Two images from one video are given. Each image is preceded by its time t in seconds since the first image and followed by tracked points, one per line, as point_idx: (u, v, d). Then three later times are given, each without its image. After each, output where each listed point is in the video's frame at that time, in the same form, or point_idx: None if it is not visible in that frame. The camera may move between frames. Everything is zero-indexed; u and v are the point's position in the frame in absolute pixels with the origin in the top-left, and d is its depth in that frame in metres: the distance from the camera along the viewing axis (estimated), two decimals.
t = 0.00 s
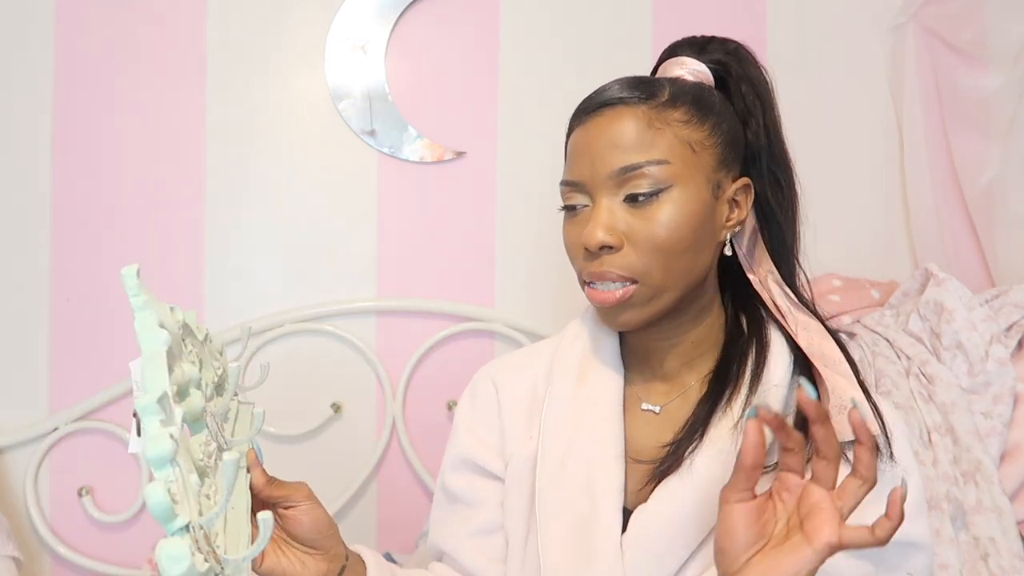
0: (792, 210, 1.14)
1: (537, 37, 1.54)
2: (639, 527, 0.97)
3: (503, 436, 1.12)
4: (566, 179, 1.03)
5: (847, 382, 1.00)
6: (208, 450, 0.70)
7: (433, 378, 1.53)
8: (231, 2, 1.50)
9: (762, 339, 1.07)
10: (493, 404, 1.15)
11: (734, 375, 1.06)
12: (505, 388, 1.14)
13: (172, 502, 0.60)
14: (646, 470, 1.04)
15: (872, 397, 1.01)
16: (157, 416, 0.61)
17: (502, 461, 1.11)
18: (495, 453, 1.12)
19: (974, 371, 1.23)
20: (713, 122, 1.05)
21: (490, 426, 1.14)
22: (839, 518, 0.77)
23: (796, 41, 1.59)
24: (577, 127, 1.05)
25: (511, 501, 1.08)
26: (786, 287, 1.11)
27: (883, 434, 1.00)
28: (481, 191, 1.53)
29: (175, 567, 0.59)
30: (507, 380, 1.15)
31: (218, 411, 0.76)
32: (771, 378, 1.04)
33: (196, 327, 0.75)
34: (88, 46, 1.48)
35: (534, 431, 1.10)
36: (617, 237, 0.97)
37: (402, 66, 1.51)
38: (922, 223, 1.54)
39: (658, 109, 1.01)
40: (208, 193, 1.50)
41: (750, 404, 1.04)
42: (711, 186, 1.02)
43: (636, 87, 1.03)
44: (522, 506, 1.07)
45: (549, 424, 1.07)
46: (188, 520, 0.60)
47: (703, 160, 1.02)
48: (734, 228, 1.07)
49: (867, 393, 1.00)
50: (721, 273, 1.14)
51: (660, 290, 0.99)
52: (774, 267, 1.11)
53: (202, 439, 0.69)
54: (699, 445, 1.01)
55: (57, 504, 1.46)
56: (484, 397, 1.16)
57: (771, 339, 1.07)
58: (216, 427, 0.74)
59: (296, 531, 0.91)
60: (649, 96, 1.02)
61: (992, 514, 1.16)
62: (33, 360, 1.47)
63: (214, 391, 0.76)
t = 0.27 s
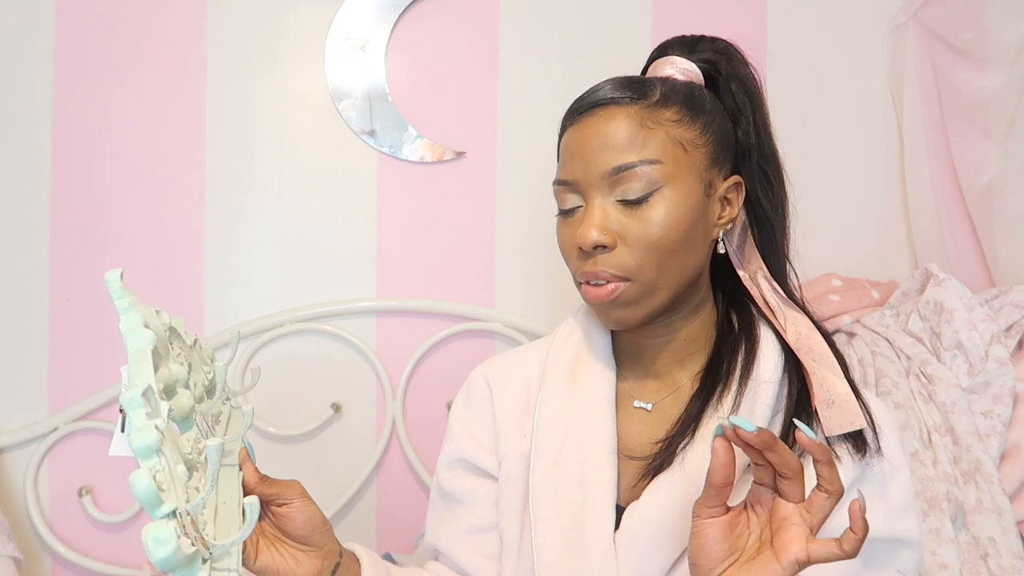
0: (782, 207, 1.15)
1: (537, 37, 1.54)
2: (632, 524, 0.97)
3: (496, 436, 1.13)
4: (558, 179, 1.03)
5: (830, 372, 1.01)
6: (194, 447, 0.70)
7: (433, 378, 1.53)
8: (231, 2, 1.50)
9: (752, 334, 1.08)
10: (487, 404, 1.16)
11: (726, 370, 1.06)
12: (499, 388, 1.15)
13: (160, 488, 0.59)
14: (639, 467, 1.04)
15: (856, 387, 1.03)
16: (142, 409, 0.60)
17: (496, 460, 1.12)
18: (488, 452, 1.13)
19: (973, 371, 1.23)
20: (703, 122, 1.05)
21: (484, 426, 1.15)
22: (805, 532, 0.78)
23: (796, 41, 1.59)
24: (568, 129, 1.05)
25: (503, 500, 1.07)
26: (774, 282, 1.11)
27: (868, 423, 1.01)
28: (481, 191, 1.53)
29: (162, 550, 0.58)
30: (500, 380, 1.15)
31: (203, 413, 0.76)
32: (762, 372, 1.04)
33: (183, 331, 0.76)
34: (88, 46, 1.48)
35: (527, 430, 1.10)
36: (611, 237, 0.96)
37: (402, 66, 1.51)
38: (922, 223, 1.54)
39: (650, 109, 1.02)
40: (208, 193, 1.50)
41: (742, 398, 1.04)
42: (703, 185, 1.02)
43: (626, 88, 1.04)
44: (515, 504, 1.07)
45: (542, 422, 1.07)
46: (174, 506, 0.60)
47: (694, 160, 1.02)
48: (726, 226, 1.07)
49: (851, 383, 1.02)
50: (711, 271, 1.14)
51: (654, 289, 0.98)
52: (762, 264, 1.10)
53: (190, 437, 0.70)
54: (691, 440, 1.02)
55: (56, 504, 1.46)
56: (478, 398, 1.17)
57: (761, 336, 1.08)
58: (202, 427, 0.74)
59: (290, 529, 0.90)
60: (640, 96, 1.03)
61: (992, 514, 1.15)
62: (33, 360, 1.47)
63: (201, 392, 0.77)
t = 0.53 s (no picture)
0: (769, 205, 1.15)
1: (537, 37, 1.54)
2: (626, 521, 0.97)
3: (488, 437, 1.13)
4: (548, 179, 1.03)
5: (819, 365, 1.02)
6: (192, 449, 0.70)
7: (433, 378, 1.53)
8: (231, 2, 1.50)
9: (742, 330, 1.08)
10: (478, 405, 1.16)
11: (716, 367, 1.06)
12: (490, 389, 1.15)
13: (160, 489, 0.59)
14: (632, 464, 1.04)
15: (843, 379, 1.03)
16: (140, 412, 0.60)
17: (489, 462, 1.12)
18: (482, 454, 1.13)
19: (973, 371, 1.23)
20: (690, 121, 1.05)
21: (476, 427, 1.15)
22: (803, 525, 0.78)
23: (796, 41, 1.59)
24: (557, 129, 1.05)
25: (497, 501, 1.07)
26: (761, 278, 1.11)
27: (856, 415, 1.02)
28: (481, 191, 1.53)
29: (165, 550, 0.58)
30: (491, 382, 1.15)
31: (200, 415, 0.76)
32: (751, 367, 1.04)
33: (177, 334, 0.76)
34: (88, 47, 1.48)
35: (519, 430, 1.10)
36: (602, 236, 0.96)
37: (402, 67, 1.51)
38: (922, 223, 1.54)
39: (638, 109, 1.02)
40: (208, 193, 1.50)
41: (733, 394, 1.04)
42: (692, 184, 1.02)
43: (614, 88, 1.04)
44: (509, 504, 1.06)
45: (534, 422, 1.07)
46: (175, 507, 0.60)
47: (683, 159, 1.02)
48: (714, 224, 1.06)
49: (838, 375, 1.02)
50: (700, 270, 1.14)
51: (644, 288, 0.99)
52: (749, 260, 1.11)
53: (187, 439, 0.70)
54: (684, 437, 1.02)
55: (56, 504, 1.46)
56: (469, 400, 1.17)
57: (749, 333, 1.08)
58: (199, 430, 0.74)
59: (288, 533, 0.91)
60: (627, 96, 1.03)
61: (992, 514, 1.16)
62: (33, 360, 1.47)
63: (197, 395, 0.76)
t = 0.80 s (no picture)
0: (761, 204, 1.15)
1: (537, 37, 1.54)
2: (620, 521, 0.97)
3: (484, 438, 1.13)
4: (538, 181, 1.03)
5: (811, 363, 1.02)
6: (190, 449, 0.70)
7: (433, 378, 1.53)
8: (231, 2, 1.50)
9: (733, 329, 1.08)
10: (474, 406, 1.16)
11: (708, 365, 1.06)
12: (486, 390, 1.15)
13: (157, 489, 0.59)
14: (625, 463, 1.04)
15: (835, 376, 1.03)
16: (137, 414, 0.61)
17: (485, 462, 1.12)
18: (477, 454, 1.13)
19: (974, 371, 1.23)
20: (680, 121, 1.05)
21: (472, 428, 1.15)
22: (784, 521, 0.79)
23: (796, 41, 1.59)
24: (546, 131, 1.05)
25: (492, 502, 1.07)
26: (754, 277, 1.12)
27: (848, 412, 1.02)
28: (481, 191, 1.53)
29: (161, 549, 0.59)
30: (486, 382, 1.15)
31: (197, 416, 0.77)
32: (743, 365, 1.04)
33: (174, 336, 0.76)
34: (88, 47, 1.48)
35: (514, 430, 1.10)
36: (591, 237, 0.97)
37: (402, 67, 1.51)
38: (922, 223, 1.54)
39: (626, 110, 1.02)
40: (208, 192, 1.50)
41: (723, 393, 1.04)
42: (681, 183, 1.02)
43: (602, 89, 1.03)
44: (504, 504, 1.06)
45: (527, 422, 1.07)
46: (171, 507, 0.60)
47: (672, 158, 1.02)
48: (705, 223, 1.07)
49: (829, 373, 1.02)
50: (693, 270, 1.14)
51: (634, 288, 0.99)
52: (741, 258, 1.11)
53: (185, 440, 0.70)
54: (675, 436, 1.02)
55: (56, 504, 1.46)
56: (465, 400, 1.17)
57: (740, 333, 1.07)
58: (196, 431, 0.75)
59: (285, 533, 0.91)
60: (616, 97, 1.03)
61: (992, 514, 1.16)
62: (33, 360, 1.47)
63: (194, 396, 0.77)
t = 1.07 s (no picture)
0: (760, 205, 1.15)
1: (537, 37, 1.54)
2: (619, 522, 0.97)
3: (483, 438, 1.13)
4: (536, 179, 1.03)
5: (809, 363, 1.02)
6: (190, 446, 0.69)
7: (433, 378, 1.53)
8: (231, 2, 1.50)
9: (731, 329, 1.08)
10: (473, 406, 1.16)
11: (706, 365, 1.06)
12: (485, 390, 1.15)
13: (159, 483, 0.58)
14: (623, 463, 1.04)
15: (833, 376, 1.04)
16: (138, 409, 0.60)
17: (484, 461, 1.12)
18: (477, 454, 1.13)
19: (973, 371, 1.24)
20: (678, 120, 1.05)
21: (472, 427, 1.15)
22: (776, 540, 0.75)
23: (796, 41, 1.59)
24: (545, 130, 1.05)
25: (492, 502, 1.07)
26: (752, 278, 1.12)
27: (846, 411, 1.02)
28: (481, 191, 1.53)
29: (163, 544, 0.57)
30: (486, 382, 1.15)
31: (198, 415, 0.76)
32: (740, 365, 1.04)
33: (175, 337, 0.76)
34: (88, 47, 1.48)
35: (513, 430, 1.10)
36: (588, 235, 0.97)
37: (402, 67, 1.51)
38: (922, 223, 1.54)
39: (624, 109, 1.02)
40: (208, 192, 1.50)
41: (722, 392, 1.03)
42: (678, 182, 1.02)
43: (601, 88, 1.03)
44: (503, 503, 1.06)
45: (525, 421, 1.06)
46: (172, 502, 0.59)
47: (669, 158, 1.02)
48: (703, 223, 1.07)
49: (826, 371, 1.03)
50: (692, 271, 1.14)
51: (632, 286, 0.99)
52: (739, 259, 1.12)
53: (185, 438, 0.69)
54: (674, 435, 1.02)
55: (56, 504, 1.46)
56: (464, 400, 1.17)
57: (739, 333, 1.07)
58: (197, 429, 0.74)
59: (287, 531, 0.91)
60: (614, 96, 1.03)
61: (992, 514, 1.16)
62: (33, 360, 1.47)
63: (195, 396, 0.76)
